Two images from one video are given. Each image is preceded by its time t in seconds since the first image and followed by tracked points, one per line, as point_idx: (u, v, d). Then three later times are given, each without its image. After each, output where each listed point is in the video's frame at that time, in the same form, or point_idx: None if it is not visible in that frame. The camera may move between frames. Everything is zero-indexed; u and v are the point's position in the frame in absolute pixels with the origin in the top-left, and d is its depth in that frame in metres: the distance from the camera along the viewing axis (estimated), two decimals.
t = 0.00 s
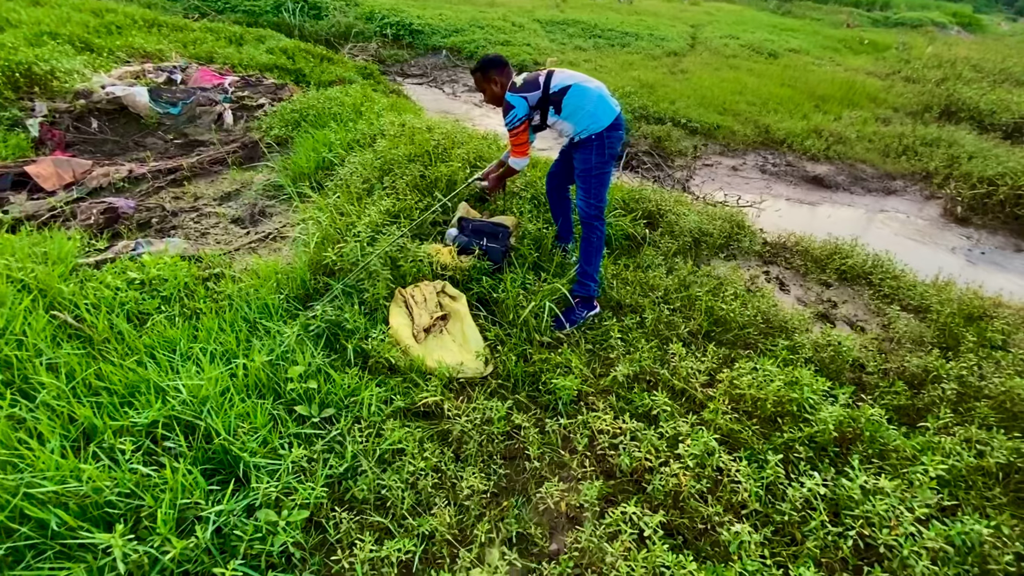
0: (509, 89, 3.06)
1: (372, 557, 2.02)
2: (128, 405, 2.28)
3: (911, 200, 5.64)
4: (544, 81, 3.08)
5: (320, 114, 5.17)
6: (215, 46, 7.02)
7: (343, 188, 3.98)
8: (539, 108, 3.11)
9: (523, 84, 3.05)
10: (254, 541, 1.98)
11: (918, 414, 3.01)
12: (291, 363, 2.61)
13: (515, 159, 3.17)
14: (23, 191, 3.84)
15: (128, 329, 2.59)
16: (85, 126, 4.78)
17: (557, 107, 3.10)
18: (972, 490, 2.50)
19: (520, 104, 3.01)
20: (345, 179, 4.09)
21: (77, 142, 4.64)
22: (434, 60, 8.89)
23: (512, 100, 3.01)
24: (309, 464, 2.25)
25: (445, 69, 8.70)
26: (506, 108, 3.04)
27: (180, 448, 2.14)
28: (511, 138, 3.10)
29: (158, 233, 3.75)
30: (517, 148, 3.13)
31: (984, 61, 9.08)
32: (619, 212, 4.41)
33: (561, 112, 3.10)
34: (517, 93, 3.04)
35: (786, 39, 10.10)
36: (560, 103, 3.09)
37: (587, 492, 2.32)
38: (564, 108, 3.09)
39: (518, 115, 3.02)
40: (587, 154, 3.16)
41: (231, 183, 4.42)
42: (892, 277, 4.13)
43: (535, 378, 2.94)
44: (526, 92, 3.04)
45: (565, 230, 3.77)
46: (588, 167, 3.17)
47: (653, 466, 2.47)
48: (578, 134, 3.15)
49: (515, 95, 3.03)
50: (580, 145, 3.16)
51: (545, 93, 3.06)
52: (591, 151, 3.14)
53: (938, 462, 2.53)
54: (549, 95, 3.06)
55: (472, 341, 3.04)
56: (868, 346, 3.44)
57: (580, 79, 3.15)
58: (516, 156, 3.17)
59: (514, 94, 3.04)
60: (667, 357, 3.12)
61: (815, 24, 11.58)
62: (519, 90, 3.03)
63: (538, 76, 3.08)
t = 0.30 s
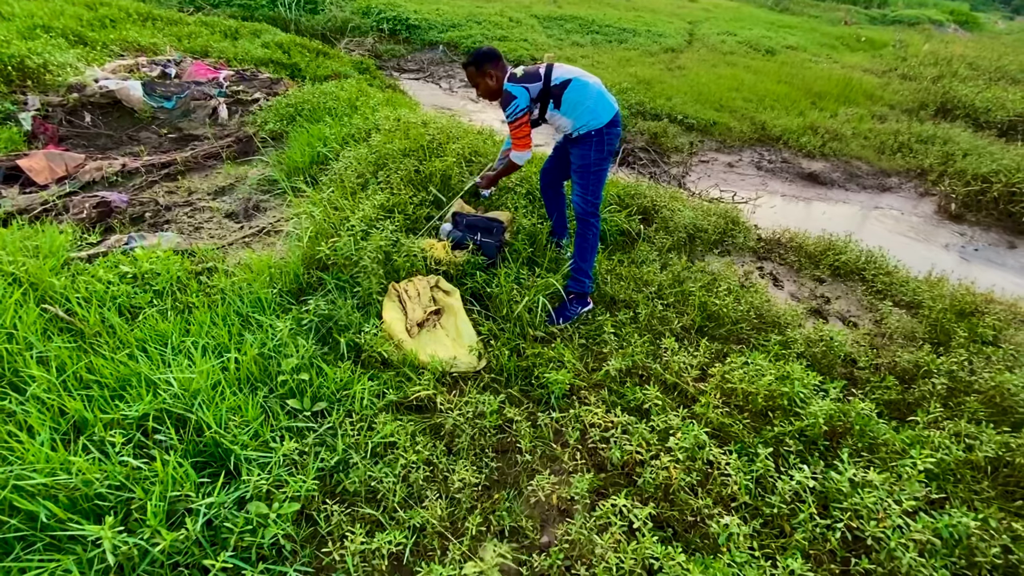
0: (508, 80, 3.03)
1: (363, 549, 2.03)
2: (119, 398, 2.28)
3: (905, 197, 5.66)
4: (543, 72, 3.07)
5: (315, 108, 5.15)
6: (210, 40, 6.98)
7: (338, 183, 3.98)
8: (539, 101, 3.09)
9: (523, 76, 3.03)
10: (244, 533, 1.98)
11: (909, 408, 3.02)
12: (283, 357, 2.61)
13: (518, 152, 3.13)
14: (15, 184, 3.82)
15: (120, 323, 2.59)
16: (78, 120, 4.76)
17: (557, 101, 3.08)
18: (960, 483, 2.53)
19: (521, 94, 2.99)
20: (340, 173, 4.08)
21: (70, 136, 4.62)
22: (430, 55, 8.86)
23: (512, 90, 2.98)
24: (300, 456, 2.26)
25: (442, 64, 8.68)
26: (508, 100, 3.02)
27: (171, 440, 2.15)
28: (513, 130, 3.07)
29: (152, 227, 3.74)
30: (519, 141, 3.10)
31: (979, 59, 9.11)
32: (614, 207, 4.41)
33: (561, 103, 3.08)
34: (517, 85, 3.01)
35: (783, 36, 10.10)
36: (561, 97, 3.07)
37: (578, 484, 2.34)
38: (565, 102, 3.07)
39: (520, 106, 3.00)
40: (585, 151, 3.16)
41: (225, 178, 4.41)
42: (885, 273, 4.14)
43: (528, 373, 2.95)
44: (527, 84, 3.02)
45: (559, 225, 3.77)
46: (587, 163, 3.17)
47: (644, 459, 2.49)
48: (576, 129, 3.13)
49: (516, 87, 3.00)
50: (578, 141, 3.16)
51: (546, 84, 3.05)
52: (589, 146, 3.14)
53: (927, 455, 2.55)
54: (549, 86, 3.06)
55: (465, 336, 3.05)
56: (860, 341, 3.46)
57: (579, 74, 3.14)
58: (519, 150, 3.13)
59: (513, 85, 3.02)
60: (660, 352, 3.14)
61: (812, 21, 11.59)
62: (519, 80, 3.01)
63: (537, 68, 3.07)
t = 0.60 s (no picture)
0: (512, 76, 2.98)
1: (362, 547, 2.03)
2: (118, 397, 2.28)
3: (906, 197, 5.66)
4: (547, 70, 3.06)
5: (316, 107, 5.14)
6: (210, 38, 6.98)
7: (337, 182, 3.97)
8: (545, 100, 3.06)
9: (530, 73, 3.01)
10: (243, 532, 1.98)
11: (908, 408, 3.02)
12: (282, 356, 2.62)
13: (528, 148, 2.99)
14: (15, 182, 3.82)
15: (119, 321, 2.59)
16: (78, 118, 4.76)
17: (563, 100, 3.06)
18: (959, 483, 2.53)
19: (530, 90, 2.95)
20: (339, 172, 4.08)
21: (70, 135, 4.62)
22: (431, 54, 8.86)
23: (521, 85, 2.93)
24: (299, 456, 2.26)
25: (442, 63, 8.67)
26: (512, 96, 2.95)
27: (170, 439, 2.15)
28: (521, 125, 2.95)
29: (151, 225, 3.74)
30: (529, 137, 2.98)
31: (981, 58, 9.09)
32: (614, 206, 4.41)
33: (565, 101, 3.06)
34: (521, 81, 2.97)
35: (784, 35, 10.08)
36: (567, 95, 3.06)
37: (577, 484, 2.34)
38: (570, 101, 3.06)
39: (526, 101, 2.93)
40: (588, 149, 3.14)
41: (225, 176, 4.40)
42: (884, 273, 4.14)
43: (527, 372, 2.95)
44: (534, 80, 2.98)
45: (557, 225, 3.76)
46: (589, 161, 3.16)
47: (643, 459, 2.49)
48: (580, 127, 3.12)
49: (520, 83, 2.95)
50: (582, 139, 3.14)
51: (551, 80, 3.02)
52: (592, 145, 3.12)
53: (926, 455, 2.55)
54: (554, 83, 3.03)
55: (464, 335, 3.05)
56: (860, 341, 3.45)
57: (583, 74, 3.14)
58: (529, 147, 3.00)
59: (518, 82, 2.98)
60: (659, 352, 3.14)
61: (814, 20, 11.56)
62: (523, 78, 2.97)
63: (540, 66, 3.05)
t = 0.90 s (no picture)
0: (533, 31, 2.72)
1: (363, 547, 2.03)
2: (119, 396, 2.28)
3: (908, 196, 5.65)
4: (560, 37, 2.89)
5: (316, 106, 5.13)
6: (211, 37, 6.97)
7: (338, 181, 3.97)
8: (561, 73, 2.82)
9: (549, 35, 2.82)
10: (244, 531, 1.98)
11: (910, 408, 3.02)
12: (283, 356, 2.61)
13: (586, 94, 2.74)
14: (16, 181, 3.81)
15: (120, 321, 2.59)
16: (78, 117, 4.75)
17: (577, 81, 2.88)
18: (961, 484, 2.52)
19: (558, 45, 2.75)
20: (340, 171, 4.07)
21: (71, 134, 4.62)
22: (432, 53, 8.85)
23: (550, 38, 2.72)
24: (300, 456, 2.26)
25: (443, 61, 8.66)
26: (541, 49, 2.68)
27: (171, 439, 2.15)
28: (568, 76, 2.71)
29: (152, 224, 3.73)
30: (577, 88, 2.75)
31: (983, 57, 9.07)
32: (615, 206, 4.40)
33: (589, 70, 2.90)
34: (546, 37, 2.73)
35: (786, 34, 10.07)
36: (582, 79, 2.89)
37: (578, 484, 2.33)
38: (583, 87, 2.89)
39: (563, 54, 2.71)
40: (585, 148, 3.01)
41: (225, 175, 4.40)
42: (886, 273, 4.13)
43: (528, 372, 2.94)
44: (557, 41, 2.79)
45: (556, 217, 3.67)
46: (588, 159, 3.03)
47: (644, 459, 2.49)
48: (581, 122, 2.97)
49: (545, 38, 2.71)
50: (581, 136, 2.99)
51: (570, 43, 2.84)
52: (588, 143, 3.00)
53: (928, 456, 2.54)
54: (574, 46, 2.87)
55: (464, 335, 3.04)
56: (862, 341, 3.45)
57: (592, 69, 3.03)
58: (583, 95, 2.76)
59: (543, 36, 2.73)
60: (660, 352, 3.13)
61: (815, 19, 11.54)
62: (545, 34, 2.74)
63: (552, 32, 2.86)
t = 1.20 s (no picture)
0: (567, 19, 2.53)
1: (363, 547, 2.04)
2: (120, 396, 2.28)
3: (907, 196, 5.65)
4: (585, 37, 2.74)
5: (316, 106, 5.13)
6: (211, 37, 6.98)
7: (338, 181, 3.97)
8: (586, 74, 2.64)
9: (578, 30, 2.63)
10: (244, 531, 1.99)
11: (909, 408, 3.02)
12: (284, 356, 2.62)
13: (620, 100, 2.57)
14: (16, 181, 3.81)
15: (121, 321, 2.60)
16: (78, 117, 4.76)
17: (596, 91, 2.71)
18: (960, 484, 2.53)
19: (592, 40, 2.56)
20: (339, 171, 4.07)
21: (71, 134, 4.62)
22: (432, 53, 8.85)
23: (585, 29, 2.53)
24: (300, 455, 2.26)
25: (443, 61, 8.66)
26: (581, 37, 2.47)
27: (171, 439, 2.15)
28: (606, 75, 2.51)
29: (152, 225, 3.74)
30: (614, 92, 2.56)
31: (983, 57, 9.07)
32: (615, 206, 4.41)
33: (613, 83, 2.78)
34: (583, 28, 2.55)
35: (785, 34, 10.07)
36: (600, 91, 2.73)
37: (577, 483, 2.34)
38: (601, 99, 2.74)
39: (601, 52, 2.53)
40: (591, 176, 2.84)
41: (225, 175, 4.40)
42: (885, 273, 4.13)
43: (527, 371, 2.95)
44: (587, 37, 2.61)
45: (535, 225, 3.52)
46: (591, 187, 2.86)
47: (643, 459, 2.50)
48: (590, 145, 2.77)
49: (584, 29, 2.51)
50: (588, 162, 2.80)
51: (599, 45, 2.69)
52: (594, 170, 2.82)
53: (927, 455, 2.55)
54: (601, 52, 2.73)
55: (464, 335, 3.04)
56: (861, 341, 3.46)
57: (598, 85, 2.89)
58: (615, 101, 2.58)
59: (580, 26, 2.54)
60: (659, 351, 3.14)
61: (815, 19, 11.54)
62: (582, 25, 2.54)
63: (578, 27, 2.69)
